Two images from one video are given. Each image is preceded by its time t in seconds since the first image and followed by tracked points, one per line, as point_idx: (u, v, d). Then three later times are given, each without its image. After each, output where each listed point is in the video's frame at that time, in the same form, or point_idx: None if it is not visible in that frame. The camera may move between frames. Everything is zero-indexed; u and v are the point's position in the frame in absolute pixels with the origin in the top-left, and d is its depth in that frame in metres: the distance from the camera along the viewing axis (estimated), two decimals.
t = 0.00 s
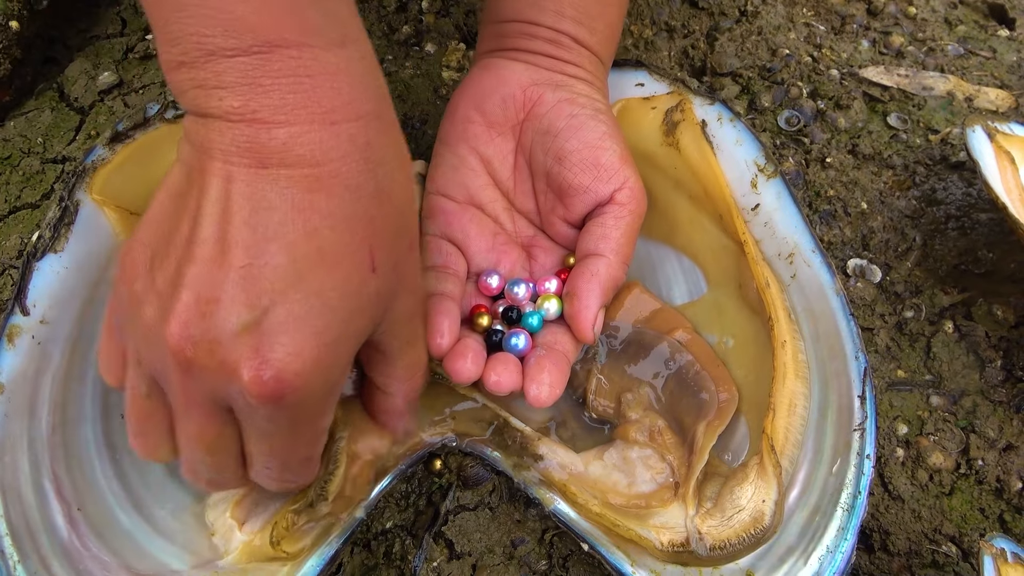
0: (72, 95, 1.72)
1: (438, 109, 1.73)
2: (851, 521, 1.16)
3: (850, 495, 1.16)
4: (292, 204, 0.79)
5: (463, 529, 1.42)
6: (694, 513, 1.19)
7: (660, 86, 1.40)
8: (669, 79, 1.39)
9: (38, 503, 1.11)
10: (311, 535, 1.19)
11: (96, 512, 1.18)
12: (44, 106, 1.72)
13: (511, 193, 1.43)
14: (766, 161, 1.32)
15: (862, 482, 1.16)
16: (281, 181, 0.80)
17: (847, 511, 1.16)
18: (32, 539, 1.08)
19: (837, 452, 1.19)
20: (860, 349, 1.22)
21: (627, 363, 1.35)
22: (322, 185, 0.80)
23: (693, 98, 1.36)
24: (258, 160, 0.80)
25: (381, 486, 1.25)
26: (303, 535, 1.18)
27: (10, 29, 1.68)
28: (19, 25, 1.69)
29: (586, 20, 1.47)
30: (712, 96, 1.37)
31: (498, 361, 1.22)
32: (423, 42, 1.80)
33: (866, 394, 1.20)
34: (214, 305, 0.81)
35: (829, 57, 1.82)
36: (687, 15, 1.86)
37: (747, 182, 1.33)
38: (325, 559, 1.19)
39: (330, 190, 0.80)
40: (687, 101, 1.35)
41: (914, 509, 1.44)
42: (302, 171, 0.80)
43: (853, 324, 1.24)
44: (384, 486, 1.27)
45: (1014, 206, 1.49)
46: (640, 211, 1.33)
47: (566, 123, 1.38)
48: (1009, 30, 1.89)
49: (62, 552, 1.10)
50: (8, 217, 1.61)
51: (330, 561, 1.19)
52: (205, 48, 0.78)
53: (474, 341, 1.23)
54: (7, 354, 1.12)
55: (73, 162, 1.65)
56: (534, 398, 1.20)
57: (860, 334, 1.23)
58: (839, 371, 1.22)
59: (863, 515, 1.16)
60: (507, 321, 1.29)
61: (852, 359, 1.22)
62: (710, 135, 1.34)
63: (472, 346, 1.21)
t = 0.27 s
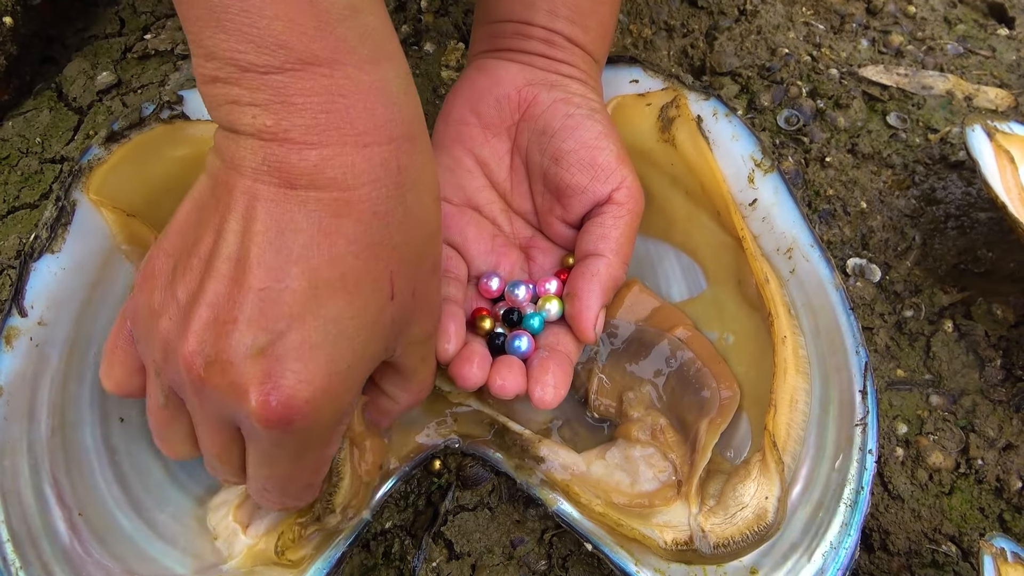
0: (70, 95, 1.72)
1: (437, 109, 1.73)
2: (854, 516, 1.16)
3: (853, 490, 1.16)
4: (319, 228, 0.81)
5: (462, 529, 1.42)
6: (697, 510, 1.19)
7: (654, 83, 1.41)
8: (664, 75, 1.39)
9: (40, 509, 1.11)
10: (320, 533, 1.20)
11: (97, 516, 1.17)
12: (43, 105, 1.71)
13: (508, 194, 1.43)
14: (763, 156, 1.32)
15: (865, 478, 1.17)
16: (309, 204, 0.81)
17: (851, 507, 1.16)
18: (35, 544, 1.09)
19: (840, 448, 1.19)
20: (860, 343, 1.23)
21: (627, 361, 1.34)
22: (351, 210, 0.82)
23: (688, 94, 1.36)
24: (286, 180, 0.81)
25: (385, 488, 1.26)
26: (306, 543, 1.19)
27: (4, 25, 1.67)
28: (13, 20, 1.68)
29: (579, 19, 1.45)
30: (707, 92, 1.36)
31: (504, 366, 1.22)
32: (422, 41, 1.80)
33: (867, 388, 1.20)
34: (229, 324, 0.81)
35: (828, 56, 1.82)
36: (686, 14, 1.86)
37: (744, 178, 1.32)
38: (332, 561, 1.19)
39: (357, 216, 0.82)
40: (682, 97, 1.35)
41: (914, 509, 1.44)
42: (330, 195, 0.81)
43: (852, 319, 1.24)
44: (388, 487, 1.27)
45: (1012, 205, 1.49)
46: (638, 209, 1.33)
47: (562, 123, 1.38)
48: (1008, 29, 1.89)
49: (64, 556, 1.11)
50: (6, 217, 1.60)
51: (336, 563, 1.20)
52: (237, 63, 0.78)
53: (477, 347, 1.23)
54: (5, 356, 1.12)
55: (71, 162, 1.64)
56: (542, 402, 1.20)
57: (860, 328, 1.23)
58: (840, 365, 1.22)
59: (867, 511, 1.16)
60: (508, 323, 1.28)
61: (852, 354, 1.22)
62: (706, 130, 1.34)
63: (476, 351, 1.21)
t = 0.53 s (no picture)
0: (69, 95, 1.72)
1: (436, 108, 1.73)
2: (853, 518, 1.16)
3: (852, 491, 1.16)
4: (352, 86, 0.72)
5: (461, 529, 1.42)
6: (696, 511, 1.17)
7: (656, 84, 1.41)
8: (665, 76, 1.39)
9: (33, 498, 1.09)
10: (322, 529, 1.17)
11: (91, 507, 1.14)
12: (41, 105, 1.71)
13: (509, 196, 1.44)
14: (764, 157, 1.32)
15: (865, 479, 1.17)
16: (342, 73, 0.73)
17: (850, 508, 1.16)
18: (28, 533, 1.07)
19: (839, 449, 1.18)
20: (860, 345, 1.23)
21: (627, 361, 1.35)
22: (383, 70, 0.74)
23: (690, 94, 1.36)
24: (319, 56, 0.73)
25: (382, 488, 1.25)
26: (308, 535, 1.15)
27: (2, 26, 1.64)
28: (11, 22, 1.66)
29: (574, 18, 1.47)
30: (708, 93, 1.36)
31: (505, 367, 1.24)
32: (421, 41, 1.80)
33: (867, 389, 1.20)
34: (273, 187, 0.70)
35: (827, 55, 1.82)
36: (686, 13, 1.85)
37: (744, 179, 1.32)
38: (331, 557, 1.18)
39: (390, 75, 0.75)
40: (683, 97, 1.34)
41: (913, 508, 1.43)
42: (361, 58, 0.74)
43: (853, 320, 1.24)
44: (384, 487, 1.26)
45: (1012, 204, 1.49)
46: (640, 207, 1.33)
47: (562, 123, 1.37)
48: (1008, 28, 1.89)
49: (58, 546, 1.08)
50: (4, 217, 1.60)
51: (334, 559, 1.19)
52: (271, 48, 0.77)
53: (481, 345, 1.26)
54: (4, 344, 1.12)
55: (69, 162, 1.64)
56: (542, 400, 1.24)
57: (860, 330, 1.23)
58: (840, 366, 1.22)
59: (865, 512, 1.16)
60: (510, 323, 1.31)
61: (852, 355, 1.22)
62: (707, 131, 1.34)
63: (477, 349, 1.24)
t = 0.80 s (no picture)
0: (68, 96, 1.72)
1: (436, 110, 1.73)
2: (851, 520, 1.16)
3: (850, 494, 1.16)
4: None
5: (460, 529, 1.42)
6: (694, 512, 1.17)
7: (656, 85, 1.41)
8: (665, 78, 1.40)
9: (32, 476, 1.08)
10: (323, 521, 1.17)
11: (88, 489, 1.14)
12: (41, 106, 1.71)
13: (511, 200, 1.43)
14: (764, 159, 1.32)
15: (862, 482, 1.16)
16: None
17: (847, 510, 1.16)
18: (26, 508, 1.06)
19: (837, 452, 1.18)
20: (860, 347, 1.22)
21: (628, 364, 1.36)
22: None
23: (691, 96, 1.37)
24: None
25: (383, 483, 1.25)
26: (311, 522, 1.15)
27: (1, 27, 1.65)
28: (10, 23, 1.66)
29: (573, 23, 1.48)
30: (709, 95, 1.37)
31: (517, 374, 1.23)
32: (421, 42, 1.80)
33: (866, 393, 1.20)
34: None
35: (826, 55, 1.82)
36: (685, 14, 1.86)
37: (745, 181, 1.32)
38: (332, 551, 1.18)
39: None
40: (683, 99, 1.34)
41: (913, 508, 1.44)
42: None
43: (852, 323, 1.24)
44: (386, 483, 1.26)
45: (1011, 204, 1.49)
46: (643, 210, 1.34)
47: (564, 127, 1.38)
48: (1007, 28, 1.89)
49: (56, 526, 1.07)
50: (4, 218, 1.60)
51: (337, 552, 1.18)
52: None
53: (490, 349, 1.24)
54: (6, 313, 1.11)
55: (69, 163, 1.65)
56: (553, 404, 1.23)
57: (860, 333, 1.23)
58: (839, 369, 1.22)
59: (863, 514, 1.16)
60: (514, 328, 1.31)
61: (851, 358, 1.22)
62: (708, 133, 1.34)
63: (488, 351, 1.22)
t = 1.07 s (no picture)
0: (66, 96, 1.72)
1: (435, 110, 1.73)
2: (847, 521, 1.15)
3: (846, 494, 1.16)
4: None
5: (459, 529, 1.42)
6: (690, 513, 1.17)
7: (653, 81, 1.42)
8: (661, 75, 1.40)
9: (32, 493, 1.08)
10: (319, 528, 1.17)
11: (90, 505, 1.13)
12: (39, 106, 1.71)
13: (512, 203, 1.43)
14: (761, 155, 1.32)
15: (859, 481, 1.16)
16: None
17: (843, 511, 1.15)
18: (26, 528, 1.05)
19: (834, 451, 1.18)
20: (856, 345, 1.22)
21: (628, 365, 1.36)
22: None
23: (687, 92, 1.37)
24: None
25: (379, 487, 1.25)
26: (308, 527, 1.15)
27: None
28: (7, 22, 1.65)
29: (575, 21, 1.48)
30: (706, 90, 1.37)
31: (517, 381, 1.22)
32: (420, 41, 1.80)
33: (862, 391, 1.20)
34: None
35: (825, 55, 1.82)
36: (684, 13, 1.85)
37: (741, 177, 1.33)
38: (326, 558, 1.17)
39: None
40: (680, 95, 1.33)
41: (912, 507, 1.44)
42: None
43: (849, 321, 1.24)
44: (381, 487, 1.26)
45: (1010, 203, 1.49)
46: (644, 212, 1.34)
47: (566, 128, 1.37)
48: (1005, 27, 1.89)
49: (56, 543, 1.07)
50: (2, 218, 1.61)
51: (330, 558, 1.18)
52: None
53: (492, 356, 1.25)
54: (4, 337, 1.10)
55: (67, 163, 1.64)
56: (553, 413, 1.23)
57: (856, 330, 1.23)
58: (835, 367, 1.22)
59: (858, 515, 1.15)
60: (515, 334, 1.33)
61: (848, 355, 1.22)
62: (704, 129, 1.34)
63: (490, 359, 1.23)
